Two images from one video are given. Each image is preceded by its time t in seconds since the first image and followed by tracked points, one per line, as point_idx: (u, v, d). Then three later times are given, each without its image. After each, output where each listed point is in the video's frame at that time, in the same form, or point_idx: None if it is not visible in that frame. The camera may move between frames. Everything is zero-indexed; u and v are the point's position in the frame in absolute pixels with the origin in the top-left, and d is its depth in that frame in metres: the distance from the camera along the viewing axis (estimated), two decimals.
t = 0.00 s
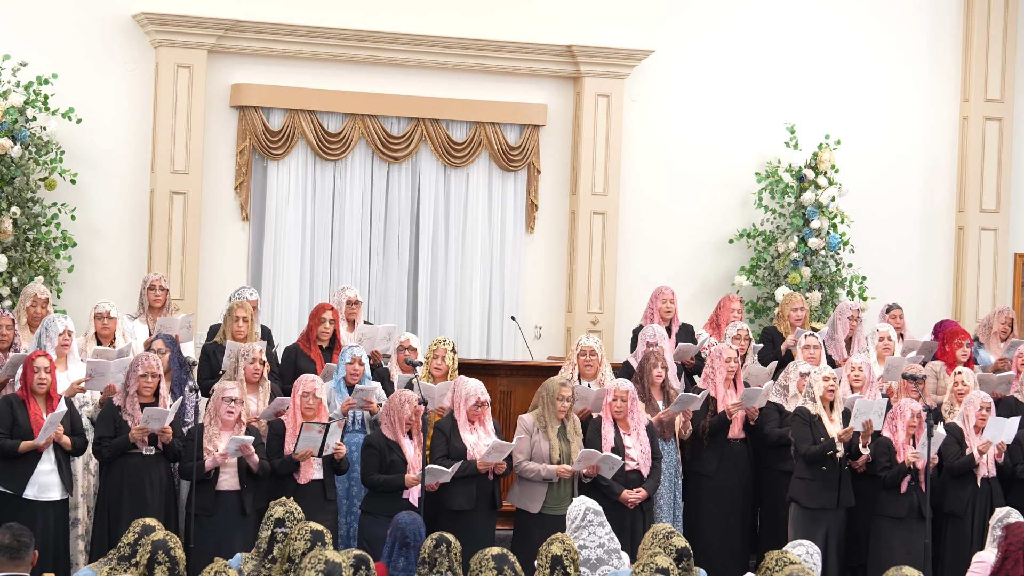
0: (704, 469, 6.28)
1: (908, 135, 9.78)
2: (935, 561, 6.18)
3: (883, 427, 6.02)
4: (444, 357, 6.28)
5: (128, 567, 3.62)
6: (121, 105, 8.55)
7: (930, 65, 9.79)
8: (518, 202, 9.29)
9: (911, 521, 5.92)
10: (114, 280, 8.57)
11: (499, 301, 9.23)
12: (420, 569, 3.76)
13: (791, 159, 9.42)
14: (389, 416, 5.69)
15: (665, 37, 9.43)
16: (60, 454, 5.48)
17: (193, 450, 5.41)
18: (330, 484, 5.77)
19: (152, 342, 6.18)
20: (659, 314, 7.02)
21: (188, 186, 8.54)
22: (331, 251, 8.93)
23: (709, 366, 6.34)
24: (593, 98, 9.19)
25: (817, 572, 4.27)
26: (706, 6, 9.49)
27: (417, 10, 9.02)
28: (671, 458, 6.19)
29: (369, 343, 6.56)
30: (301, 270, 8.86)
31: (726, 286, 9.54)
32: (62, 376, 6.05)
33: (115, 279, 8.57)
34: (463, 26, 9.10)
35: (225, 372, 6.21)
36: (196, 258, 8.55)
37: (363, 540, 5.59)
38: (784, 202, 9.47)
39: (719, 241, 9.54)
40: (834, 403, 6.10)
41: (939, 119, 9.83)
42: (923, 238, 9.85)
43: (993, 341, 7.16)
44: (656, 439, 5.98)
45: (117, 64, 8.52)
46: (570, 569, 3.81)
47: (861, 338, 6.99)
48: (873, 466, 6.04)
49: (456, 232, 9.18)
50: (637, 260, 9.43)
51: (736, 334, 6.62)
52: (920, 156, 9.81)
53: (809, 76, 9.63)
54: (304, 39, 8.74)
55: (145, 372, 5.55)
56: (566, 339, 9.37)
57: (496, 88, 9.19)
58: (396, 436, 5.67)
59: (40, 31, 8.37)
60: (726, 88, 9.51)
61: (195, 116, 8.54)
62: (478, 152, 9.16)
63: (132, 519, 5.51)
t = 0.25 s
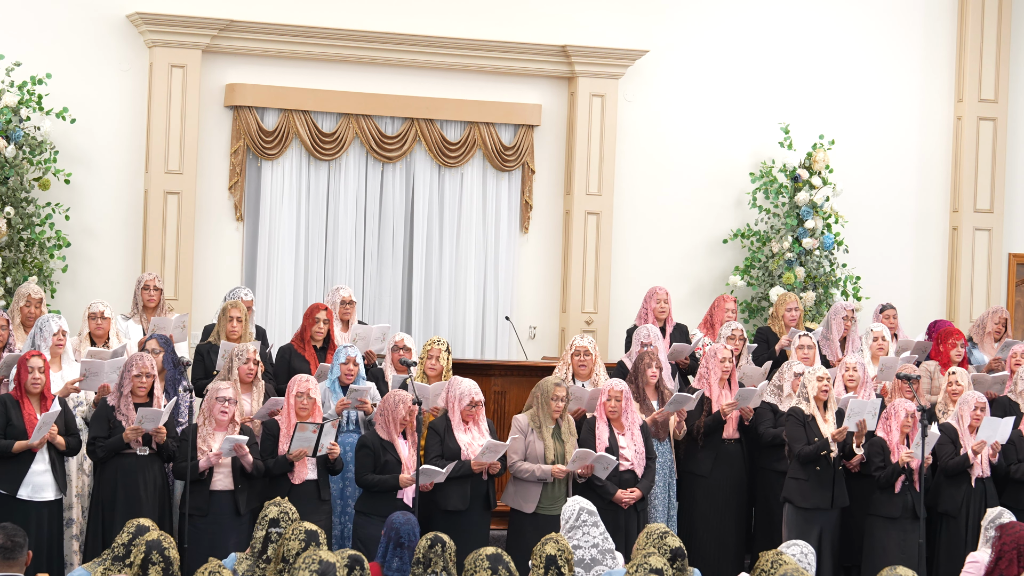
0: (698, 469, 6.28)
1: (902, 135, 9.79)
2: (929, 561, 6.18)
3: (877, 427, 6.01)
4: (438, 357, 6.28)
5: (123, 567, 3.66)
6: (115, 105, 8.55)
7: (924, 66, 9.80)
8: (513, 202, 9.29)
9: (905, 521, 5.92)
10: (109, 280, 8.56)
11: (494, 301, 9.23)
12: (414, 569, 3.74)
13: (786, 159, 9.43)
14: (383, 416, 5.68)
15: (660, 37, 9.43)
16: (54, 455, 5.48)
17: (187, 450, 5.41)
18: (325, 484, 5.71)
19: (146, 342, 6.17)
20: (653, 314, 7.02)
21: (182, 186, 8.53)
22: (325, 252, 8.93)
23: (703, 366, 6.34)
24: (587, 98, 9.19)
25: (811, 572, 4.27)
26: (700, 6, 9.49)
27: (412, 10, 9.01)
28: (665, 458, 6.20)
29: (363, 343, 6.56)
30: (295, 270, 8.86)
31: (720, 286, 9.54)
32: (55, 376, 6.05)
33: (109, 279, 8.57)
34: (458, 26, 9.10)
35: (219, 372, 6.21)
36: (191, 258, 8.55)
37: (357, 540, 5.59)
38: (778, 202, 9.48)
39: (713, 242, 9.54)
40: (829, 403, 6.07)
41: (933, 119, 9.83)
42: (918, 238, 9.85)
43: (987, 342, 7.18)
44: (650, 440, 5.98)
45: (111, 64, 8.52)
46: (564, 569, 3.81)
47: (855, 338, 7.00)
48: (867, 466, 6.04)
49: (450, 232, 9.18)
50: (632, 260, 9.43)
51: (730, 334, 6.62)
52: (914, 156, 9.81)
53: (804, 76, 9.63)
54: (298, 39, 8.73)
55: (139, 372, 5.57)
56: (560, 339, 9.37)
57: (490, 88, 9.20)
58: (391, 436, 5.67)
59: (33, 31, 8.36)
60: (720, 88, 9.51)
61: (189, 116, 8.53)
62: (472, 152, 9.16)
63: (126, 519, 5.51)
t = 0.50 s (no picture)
0: (692, 469, 6.28)
1: (896, 136, 9.80)
2: (924, 561, 6.18)
3: (871, 427, 6.03)
4: (432, 357, 6.27)
5: (117, 567, 3.66)
6: (109, 105, 8.54)
7: (918, 66, 9.81)
8: (507, 202, 9.29)
9: (899, 520, 5.91)
10: (103, 280, 8.56)
11: (488, 301, 9.22)
12: (410, 569, 3.76)
13: (780, 159, 9.43)
14: (378, 416, 5.68)
15: (654, 37, 9.43)
16: (48, 455, 5.46)
17: (181, 450, 5.41)
18: (319, 484, 5.71)
19: (140, 342, 6.17)
20: (647, 314, 7.02)
21: (176, 186, 8.53)
22: (319, 252, 8.93)
23: (698, 366, 6.33)
24: (581, 98, 9.19)
25: (805, 572, 4.28)
26: (695, 6, 9.50)
27: (406, 11, 9.02)
28: (659, 458, 6.17)
29: (357, 343, 6.56)
30: (289, 270, 8.85)
31: (714, 286, 9.54)
32: (49, 376, 6.04)
33: (103, 280, 8.56)
34: (452, 27, 9.11)
35: (213, 372, 6.20)
36: (185, 258, 8.54)
37: (351, 540, 5.59)
38: (772, 202, 9.48)
39: (707, 242, 9.54)
40: (822, 403, 6.10)
41: (926, 119, 9.85)
42: (912, 238, 9.86)
43: (981, 341, 7.20)
44: (645, 440, 5.97)
45: (105, 64, 8.52)
46: (558, 569, 3.81)
47: (849, 338, 7.00)
48: (862, 466, 6.04)
49: (445, 232, 9.18)
50: (626, 260, 9.43)
51: (725, 334, 6.62)
52: (908, 156, 9.82)
53: (798, 77, 9.64)
54: (292, 39, 8.73)
55: (133, 372, 5.56)
56: (554, 338, 9.37)
57: (485, 89, 9.20)
58: (385, 436, 5.66)
59: (27, 31, 8.36)
60: (714, 88, 9.51)
61: (183, 116, 8.53)
62: (467, 152, 9.16)
63: (120, 519, 5.50)
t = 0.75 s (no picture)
0: (686, 468, 6.28)
1: (890, 135, 9.80)
2: (918, 560, 6.19)
3: (865, 427, 6.01)
4: (426, 357, 6.27)
5: (111, 567, 3.67)
6: (103, 104, 8.54)
7: (912, 66, 9.82)
8: (501, 202, 9.29)
9: (893, 520, 5.91)
10: (97, 280, 8.55)
11: (482, 301, 9.23)
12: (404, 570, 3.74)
13: (774, 159, 9.44)
14: (372, 416, 5.67)
15: (648, 37, 9.44)
16: (41, 455, 5.47)
17: (175, 450, 5.42)
18: (313, 484, 5.71)
19: (134, 342, 6.17)
20: (641, 314, 7.02)
21: (170, 186, 8.52)
22: (313, 252, 8.93)
23: (692, 366, 6.35)
24: (575, 98, 9.19)
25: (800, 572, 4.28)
26: (689, 6, 9.50)
27: (401, 11, 9.01)
28: (654, 458, 6.18)
29: (351, 343, 6.56)
30: (283, 270, 8.85)
31: (708, 285, 9.55)
32: (42, 376, 6.03)
33: (97, 280, 8.56)
34: (446, 27, 9.10)
35: (207, 372, 6.19)
36: (179, 258, 8.54)
37: (345, 540, 5.57)
38: (766, 202, 9.49)
39: (701, 242, 9.55)
40: (816, 403, 6.09)
41: (920, 119, 9.85)
42: (906, 238, 9.87)
43: (975, 341, 7.20)
44: (639, 439, 5.97)
45: (99, 64, 8.51)
46: (552, 569, 3.81)
47: (843, 338, 7.00)
48: (856, 466, 6.03)
49: (439, 232, 9.18)
50: (620, 260, 9.44)
51: (719, 334, 6.61)
52: (902, 156, 9.83)
53: (792, 76, 9.64)
54: (287, 39, 8.73)
55: (127, 373, 5.56)
56: (548, 338, 9.37)
57: (480, 89, 9.20)
58: (379, 437, 5.66)
59: (21, 31, 8.35)
60: (708, 88, 9.52)
61: (177, 115, 8.52)
62: (461, 152, 9.16)
63: (114, 519, 5.49)
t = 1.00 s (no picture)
0: (681, 468, 6.29)
1: (884, 135, 9.81)
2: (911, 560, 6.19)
3: (859, 426, 6.03)
4: (420, 357, 6.26)
5: (105, 567, 3.61)
6: (97, 104, 8.54)
7: (906, 66, 9.83)
8: (495, 203, 9.29)
9: (887, 520, 5.92)
10: (91, 280, 8.55)
11: (476, 301, 9.23)
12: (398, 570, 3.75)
13: (768, 159, 9.44)
14: (366, 417, 5.67)
15: (642, 37, 9.44)
16: (35, 455, 5.44)
17: (169, 450, 5.39)
18: (307, 484, 5.68)
19: (127, 342, 6.16)
20: (636, 314, 7.01)
21: (164, 186, 8.52)
22: (307, 252, 8.93)
23: (686, 366, 6.34)
24: (569, 98, 9.19)
25: (793, 572, 4.31)
26: (683, 6, 9.50)
27: (395, 11, 9.01)
28: (648, 458, 6.15)
29: (345, 343, 6.55)
30: (277, 270, 8.85)
31: (702, 285, 9.55)
32: (36, 376, 6.02)
33: (91, 280, 8.55)
34: (441, 27, 9.10)
35: (201, 372, 6.19)
36: (173, 258, 8.53)
37: (340, 540, 5.58)
38: (761, 202, 9.50)
39: (695, 242, 9.55)
40: (810, 403, 6.11)
41: (914, 118, 9.86)
42: (900, 237, 9.87)
43: (969, 341, 7.20)
44: (633, 439, 5.97)
45: (93, 64, 8.51)
46: (547, 569, 3.80)
47: (837, 337, 7.00)
48: (850, 465, 6.04)
49: (433, 232, 9.18)
50: (614, 260, 9.44)
51: (714, 334, 6.62)
52: (895, 156, 9.84)
53: (786, 76, 9.65)
54: (281, 39, 8.73)
55: (121, 372, 5.54)
56: (542, 338, 9.37)
57: (474, 89, 9.20)
58: (373, 437, 5.66)
59: (14, 31, 8.35)
60: (702, 88, 9.52)
61: (171, 115, 8.52)
62: (455, 152, 9.16)
63: (107, 520, 5.50)
